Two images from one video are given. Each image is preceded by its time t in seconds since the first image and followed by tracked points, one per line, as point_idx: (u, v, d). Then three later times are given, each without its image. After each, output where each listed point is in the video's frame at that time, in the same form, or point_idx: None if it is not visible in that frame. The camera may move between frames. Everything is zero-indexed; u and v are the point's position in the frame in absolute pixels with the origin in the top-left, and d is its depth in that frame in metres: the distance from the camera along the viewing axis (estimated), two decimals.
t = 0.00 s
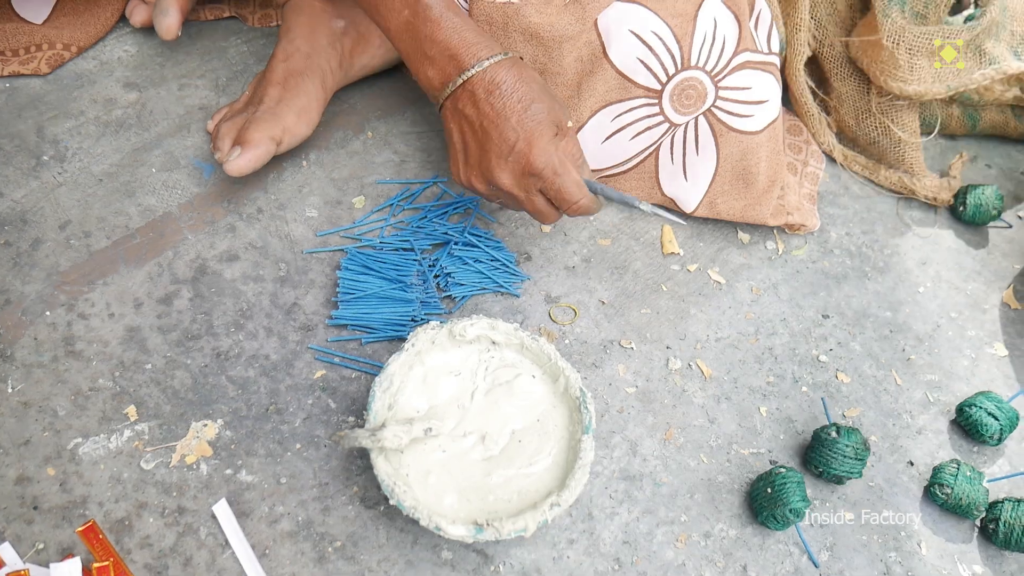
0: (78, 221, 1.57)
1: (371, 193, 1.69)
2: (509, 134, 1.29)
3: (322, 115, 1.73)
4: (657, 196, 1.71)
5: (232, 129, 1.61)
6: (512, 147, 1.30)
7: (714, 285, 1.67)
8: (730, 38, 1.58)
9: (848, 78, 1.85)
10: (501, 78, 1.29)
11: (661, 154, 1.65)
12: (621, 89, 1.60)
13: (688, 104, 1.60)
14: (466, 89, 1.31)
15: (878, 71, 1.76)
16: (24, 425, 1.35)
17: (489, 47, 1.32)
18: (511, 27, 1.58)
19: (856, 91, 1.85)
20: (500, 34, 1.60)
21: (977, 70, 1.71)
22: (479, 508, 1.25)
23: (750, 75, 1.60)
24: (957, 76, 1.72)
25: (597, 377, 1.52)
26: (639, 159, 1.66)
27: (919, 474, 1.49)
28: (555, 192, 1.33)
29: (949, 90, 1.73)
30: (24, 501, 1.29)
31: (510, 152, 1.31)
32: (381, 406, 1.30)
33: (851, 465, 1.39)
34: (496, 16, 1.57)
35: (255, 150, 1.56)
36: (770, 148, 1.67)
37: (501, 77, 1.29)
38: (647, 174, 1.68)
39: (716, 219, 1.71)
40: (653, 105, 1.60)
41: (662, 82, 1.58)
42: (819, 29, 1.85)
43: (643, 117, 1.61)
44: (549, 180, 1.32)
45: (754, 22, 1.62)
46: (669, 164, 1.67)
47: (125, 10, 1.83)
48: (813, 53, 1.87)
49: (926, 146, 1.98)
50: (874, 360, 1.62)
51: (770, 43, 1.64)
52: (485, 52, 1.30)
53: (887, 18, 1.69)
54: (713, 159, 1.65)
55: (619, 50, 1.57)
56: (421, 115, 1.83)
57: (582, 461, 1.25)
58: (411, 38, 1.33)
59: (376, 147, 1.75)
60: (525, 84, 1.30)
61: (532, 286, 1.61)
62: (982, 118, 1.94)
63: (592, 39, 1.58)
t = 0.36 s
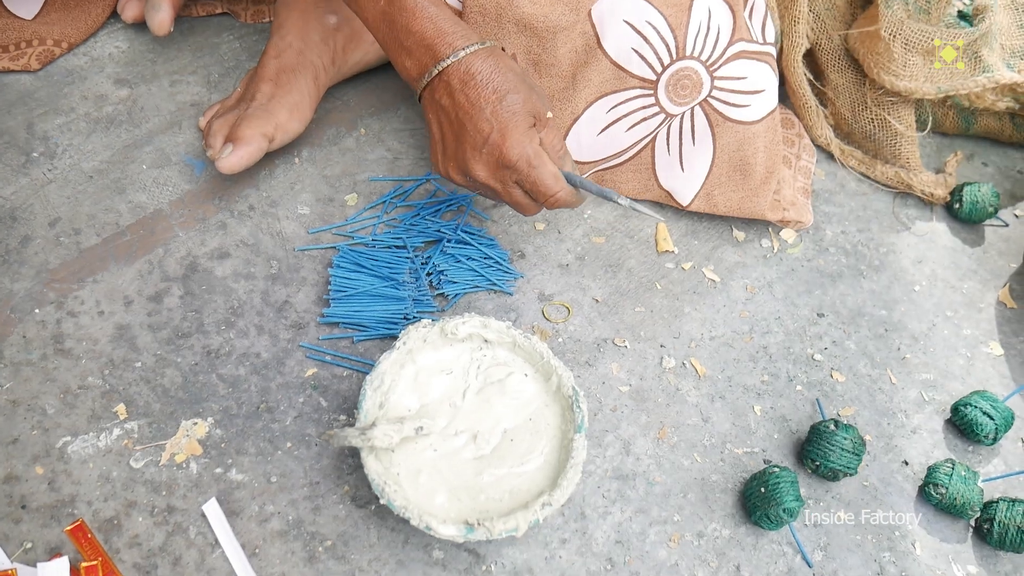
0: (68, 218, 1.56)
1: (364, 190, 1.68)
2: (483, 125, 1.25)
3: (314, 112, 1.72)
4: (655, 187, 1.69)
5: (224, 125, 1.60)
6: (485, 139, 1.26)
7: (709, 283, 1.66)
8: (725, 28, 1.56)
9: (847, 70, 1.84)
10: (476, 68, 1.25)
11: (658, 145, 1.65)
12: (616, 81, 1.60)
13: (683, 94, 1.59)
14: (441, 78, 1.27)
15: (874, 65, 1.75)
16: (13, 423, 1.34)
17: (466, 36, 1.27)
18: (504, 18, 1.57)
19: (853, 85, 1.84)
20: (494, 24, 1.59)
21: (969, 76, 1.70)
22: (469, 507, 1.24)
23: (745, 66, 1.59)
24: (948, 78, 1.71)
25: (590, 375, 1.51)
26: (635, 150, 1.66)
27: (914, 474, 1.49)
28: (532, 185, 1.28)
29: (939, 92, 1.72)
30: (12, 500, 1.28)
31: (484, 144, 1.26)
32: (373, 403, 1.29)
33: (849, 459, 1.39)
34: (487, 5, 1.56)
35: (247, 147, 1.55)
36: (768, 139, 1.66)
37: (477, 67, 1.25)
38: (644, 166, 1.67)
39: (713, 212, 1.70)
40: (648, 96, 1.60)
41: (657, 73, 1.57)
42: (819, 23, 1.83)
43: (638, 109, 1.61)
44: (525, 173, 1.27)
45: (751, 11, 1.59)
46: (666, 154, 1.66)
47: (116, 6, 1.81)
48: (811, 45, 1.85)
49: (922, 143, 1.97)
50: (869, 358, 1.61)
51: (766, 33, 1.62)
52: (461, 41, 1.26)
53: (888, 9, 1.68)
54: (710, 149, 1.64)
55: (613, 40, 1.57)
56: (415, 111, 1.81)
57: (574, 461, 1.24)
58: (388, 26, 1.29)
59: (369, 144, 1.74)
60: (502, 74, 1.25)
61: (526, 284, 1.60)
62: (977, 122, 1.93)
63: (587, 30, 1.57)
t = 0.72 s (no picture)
0: (65, 214, 1.55)
1: (362, 187, 1.67)
2: (596, 40, 1.04)
3: (312, 108, 1.72)
4: (654, 186, 1.69)
5: (221, 122, 1.60)
6: (604, 56, 1.05)
7: (706, 281, 1.66)
8: (729, 28, 1.56)
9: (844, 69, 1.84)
10: None
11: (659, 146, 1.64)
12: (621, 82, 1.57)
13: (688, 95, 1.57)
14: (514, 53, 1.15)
15: (871, 64, 1.75)
16: (9, 419, 1.34)
17: None
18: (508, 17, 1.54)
19: (850, 83, 1.84)
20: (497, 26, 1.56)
21: (968, 74, 1.70)
22: (465, 505, 1.24)
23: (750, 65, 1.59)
24: (947, 76, 1.71)
25: (587, 373, 1.51)
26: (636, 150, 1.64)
27: (911, 472, 1.48)
28: (652, 127, 1.12)
29: (938, 90, 1.72)
30: (8, 496, 1.27)
31: (583, 87, 1.09)
32: (369, 401, 1.29)
33: (848, 455, 1.39)
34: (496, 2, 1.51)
35: (244, 145, 1.54)
36: (766, 139, 1.66)
37: None
38: (644, 165, 1.67)
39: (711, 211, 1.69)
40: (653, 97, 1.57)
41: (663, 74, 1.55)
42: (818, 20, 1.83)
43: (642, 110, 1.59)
44: (639, 114, 1.11)
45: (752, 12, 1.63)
46: (666, 153, 1.65)
47: (114, 3, 1.81)
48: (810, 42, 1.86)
49: (921, 141, 1.97)
50: (867, 357, 1.61)
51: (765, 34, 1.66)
52: None
53: (886, 6, 1.67)
54: (711, 149, 1.63)
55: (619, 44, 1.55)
56: (413, 108, 1.81)
57: (570, 459, 1.24)
58: None
59: (367, 141, 1.74)
60: None
61: (523, 281, 1.60)
62: (976, 120, 1.93)
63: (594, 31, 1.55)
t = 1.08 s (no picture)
0: (61, 213, 1.56)
1: (358, 186, 1.67)
2: (524, 101, 1.01)
3: (308, 107, 1.72)
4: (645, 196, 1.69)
5: (216, 122, 1.60)
6: (532, 120, 1.02)
7: (702, 279, 1.66)
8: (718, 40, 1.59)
9: (840, 67, 1.85)
10: (495, 36, 1.00)
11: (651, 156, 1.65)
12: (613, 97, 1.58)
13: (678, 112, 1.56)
14: (427, 88, 1.07)
15: (867, 62, 1.75)
16: (5, 418, 1.34)
17: None
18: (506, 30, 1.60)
19: (846, 82, 1.85)
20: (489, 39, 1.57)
21: (965, 71, 1.70)
22: (460, 504, 1.24)
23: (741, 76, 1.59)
24: (943, 74, 1.71)
25: (583, 372, 1.51)
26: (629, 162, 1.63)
27: (907, 470, 1.48)
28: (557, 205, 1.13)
29: (935, 89, 1.72)
30: (3, 495, 1.28)
31: (500, 151, 1.06)
32: (365, 400, 1.29)
33: (844, 453, 1.39)
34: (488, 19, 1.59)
35: (239, 144, 1.54)
36: (760, 145, 1.66)
37: (484, 39, 1.00)
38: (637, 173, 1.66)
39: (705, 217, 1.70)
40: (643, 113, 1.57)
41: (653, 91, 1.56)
42: (816, 19, 1.84)
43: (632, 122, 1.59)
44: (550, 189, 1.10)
45: (741, 18, 1.64)
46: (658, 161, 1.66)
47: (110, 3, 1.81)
48: (806, 41, 1.87)
49: (918, 139, 1.97)
50: (864, 354, 1.61)
51: (759, 40, 1.65)
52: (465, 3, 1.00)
53: (882, 5, 1.68)
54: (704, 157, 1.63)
55: (607, 60, 1.57)
56: (409, 107, 1.81)
57: (566, 457, 1.24)
58: (373, 7, 1.04)
59: (363, 140, 1.74)
60: (525, 33, 1.00)
61: (519, 280, 1.60)
62: (973, 118, 1.92)
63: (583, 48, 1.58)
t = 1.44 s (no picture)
0: (50, 216, 1.56)
1: (347, 187, 1.68)
2: (477, 151, 1.05)
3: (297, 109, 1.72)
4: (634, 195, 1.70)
5: (206, 124, 1.60)
6: (485, 167, 1.05)
7: (692, 279, 1.67)
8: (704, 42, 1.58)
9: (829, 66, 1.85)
10: (449, 90, 1.04)
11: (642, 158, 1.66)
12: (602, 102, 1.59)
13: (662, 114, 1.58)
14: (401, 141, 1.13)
15: (855, 61, 1.76)
16: None
17: (427, 55, 1.07)
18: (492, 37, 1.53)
19: (835, 81, 1.85)
20: (483, 42, 1.53)
21: (951, 70, 1.71)
22: (450, 504, 1.25)
23: (727, 77, 1.59)
24: (930, 73, 1.72)
25: (573, 371, 1.51)
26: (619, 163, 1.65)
27: (896, 467, 1.49)
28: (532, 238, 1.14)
29: (922, 87, 1.73)
30: None
31: (468, 199, 1.11)
32: (354, 401, 1.29)
33: (832, 451, 1.39)
34: (478, 25, 1.51)
35: (228, 146, 1.54)
36: (748, 144, 1.67)
37: (434, 100, 1.05)
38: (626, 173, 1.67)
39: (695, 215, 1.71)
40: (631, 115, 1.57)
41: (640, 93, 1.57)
42: (803, 19, 1.85)
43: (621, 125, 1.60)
44: (522, 225, 1.11)
45: (730, 17, 1.63)
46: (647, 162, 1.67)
47: (99, 5, 1.81)
48: (794, 41, 1.87)
49: (906, 138, 1.97)
50: (853, 352, 1.61)
51: (747, 38, 1.65)
52: (421, 65, 1.06)
53: (869, 5, 1.68)
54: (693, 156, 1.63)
55: (597, 64, 1.57)
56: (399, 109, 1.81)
57: (554, 457, 1.24)
58: (341, 55, 1.11)
59: (353, 141, 1.74)
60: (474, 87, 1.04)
61: (509, 280, 1.60)
62: (961, 116, 1.93)
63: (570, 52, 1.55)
